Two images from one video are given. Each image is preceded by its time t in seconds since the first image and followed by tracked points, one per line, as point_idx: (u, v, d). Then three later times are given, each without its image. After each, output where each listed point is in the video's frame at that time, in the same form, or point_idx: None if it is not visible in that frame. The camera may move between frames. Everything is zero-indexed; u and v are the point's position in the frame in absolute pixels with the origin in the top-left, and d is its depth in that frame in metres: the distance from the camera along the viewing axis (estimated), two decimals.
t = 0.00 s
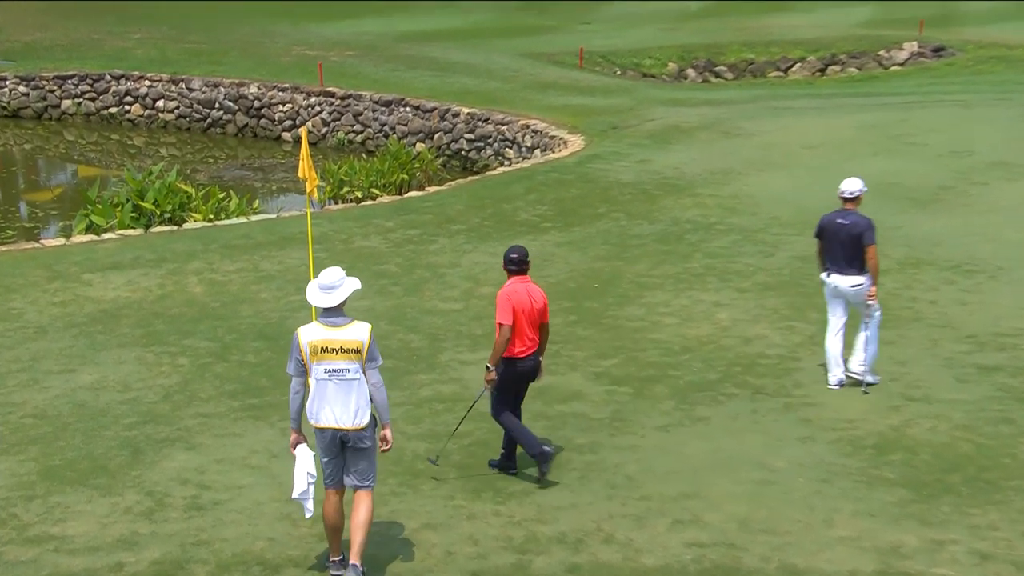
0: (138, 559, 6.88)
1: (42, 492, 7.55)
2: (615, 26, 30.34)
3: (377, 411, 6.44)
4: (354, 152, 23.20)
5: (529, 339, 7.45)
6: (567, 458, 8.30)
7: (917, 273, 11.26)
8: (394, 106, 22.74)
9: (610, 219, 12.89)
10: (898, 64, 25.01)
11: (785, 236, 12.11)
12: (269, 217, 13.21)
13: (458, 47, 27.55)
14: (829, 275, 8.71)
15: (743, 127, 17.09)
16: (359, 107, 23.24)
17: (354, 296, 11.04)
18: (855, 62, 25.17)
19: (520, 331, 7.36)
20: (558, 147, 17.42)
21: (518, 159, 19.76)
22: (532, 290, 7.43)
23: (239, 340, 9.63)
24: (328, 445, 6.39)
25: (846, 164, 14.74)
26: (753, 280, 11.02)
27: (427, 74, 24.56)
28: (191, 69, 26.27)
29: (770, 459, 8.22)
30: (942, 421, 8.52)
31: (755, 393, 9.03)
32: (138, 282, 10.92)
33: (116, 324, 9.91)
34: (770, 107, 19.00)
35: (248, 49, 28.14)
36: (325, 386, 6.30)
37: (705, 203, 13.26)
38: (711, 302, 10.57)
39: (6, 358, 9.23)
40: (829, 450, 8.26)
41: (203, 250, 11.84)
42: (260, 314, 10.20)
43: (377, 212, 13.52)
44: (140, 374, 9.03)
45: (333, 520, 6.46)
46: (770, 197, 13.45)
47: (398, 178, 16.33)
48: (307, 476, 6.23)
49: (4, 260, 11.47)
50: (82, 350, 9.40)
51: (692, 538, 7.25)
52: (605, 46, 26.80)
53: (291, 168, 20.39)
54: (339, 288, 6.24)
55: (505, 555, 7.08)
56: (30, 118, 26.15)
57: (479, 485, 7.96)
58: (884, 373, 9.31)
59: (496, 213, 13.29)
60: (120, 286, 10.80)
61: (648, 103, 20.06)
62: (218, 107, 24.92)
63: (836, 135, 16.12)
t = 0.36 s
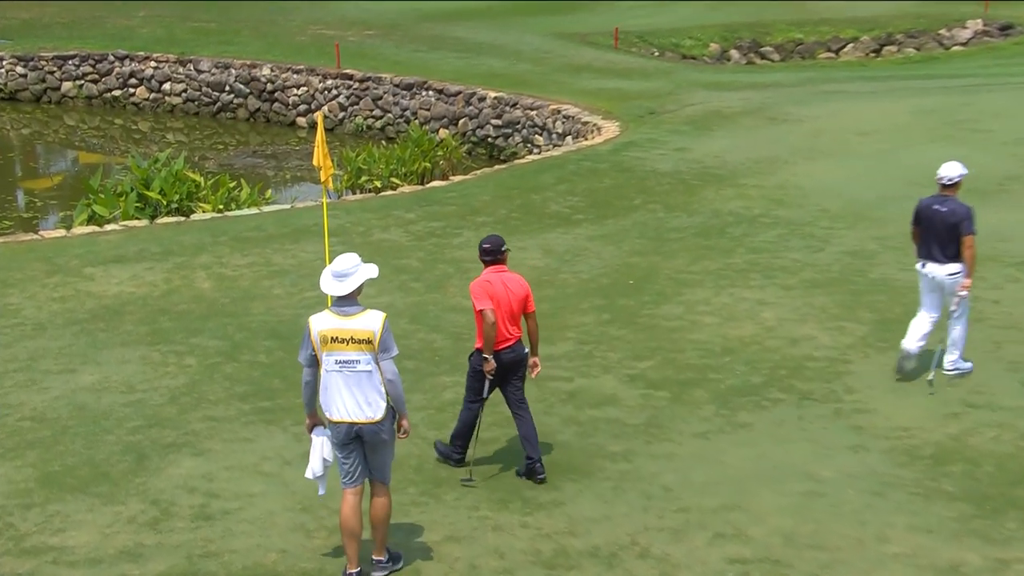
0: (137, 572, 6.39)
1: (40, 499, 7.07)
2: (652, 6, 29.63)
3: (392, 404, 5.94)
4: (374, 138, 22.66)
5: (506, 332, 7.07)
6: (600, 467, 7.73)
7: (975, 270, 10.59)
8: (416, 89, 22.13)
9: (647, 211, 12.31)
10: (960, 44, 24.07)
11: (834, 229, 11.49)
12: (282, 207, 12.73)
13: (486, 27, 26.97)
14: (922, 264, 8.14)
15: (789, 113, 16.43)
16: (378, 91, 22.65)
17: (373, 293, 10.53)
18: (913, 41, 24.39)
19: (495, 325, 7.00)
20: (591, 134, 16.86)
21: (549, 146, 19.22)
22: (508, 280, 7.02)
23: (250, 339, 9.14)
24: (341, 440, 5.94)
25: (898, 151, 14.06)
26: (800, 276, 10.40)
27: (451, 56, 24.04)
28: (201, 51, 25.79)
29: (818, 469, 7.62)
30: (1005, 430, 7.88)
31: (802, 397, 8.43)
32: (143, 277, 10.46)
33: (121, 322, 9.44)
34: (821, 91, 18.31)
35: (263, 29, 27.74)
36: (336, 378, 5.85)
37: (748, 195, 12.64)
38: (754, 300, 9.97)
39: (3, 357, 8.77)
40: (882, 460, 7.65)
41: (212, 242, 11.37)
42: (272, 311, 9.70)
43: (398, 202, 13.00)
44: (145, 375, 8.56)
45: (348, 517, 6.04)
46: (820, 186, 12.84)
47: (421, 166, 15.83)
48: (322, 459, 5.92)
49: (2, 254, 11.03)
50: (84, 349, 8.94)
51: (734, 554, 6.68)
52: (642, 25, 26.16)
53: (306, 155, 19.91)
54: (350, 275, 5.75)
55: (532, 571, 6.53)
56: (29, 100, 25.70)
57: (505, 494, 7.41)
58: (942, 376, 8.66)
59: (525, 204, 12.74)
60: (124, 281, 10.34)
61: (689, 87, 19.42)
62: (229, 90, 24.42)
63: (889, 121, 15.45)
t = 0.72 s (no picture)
0: None
1: (43, 507, 6.71)
2: None
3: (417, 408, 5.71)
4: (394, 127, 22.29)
5: (487, 317, 6.90)
6: (633, 475, 7.28)
7: None
8: (439, 76, 21.71)
9: (683, 204, 11.84)
10: (1022, 27, 24.14)
11: (881, 225, 10.98)
12: (297, 200, 12.37)
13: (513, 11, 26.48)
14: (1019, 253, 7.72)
15: (836, 100, 15.88)
16: (399, 78, 22.26)
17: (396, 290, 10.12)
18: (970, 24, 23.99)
19: (471, 310, 6.87)
20: (626, 122, 16.43)
21: (580, 136, 18.83)
22: (487, 263, 6.86)
23: (265, 338, 8.76)
24: (361, 440, 5.64)
25: (948, 141, 13.51)
26: (846, 275, 9.90)
27: (477, 41, 23.62)
28: (212, 34, 25.44)
29: (866, 479, 7.13)
30: None
31: (849, 403, 7.94)
32: (153, 273, 10.10)
33: (129, 320, 9.09)
34: (871, 77, 17.72)
35: (280, 13, 27.41)
36: (365, 375, 5.57)
37: (791, 187, 12.15)
38: (796, 300, 9.48)
39: (4, 357, 8.43)
40: (935, 470, 7.16)
41: (225, 236, 11.00)
42: (288, 309, 9.31)
43: (421, 195, 12.60)
44: (154, 376, 8.19)
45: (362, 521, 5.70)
46: (867, 178, 12.33)
47: (444, 156, 15.46)
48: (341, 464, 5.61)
49: (3, 247, 10.72)
50: (90, 349, 8.59)
51: (776, 570, 6.22)
52: (677, 10, 25.56)
53: (323, 145, 19.57)
54: (393, 270, 5.53)
55: None
56: (31, 86, 25.49)
57: (533, 504, 6.98)
58: (999, 379, 8.14)
59: (555, 197, 12.30)
60: (132, 276, 9.99)
61: (730, 74, 18.91)
62: (241, 75, 24.08)
63: (941, 110, 14.87)
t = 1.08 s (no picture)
0: None
1: (42, 518, 6.33)
2: None
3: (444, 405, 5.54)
4: (414, 116, 21.90)
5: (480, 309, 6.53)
6: (667, 486, 6.83)
7: None
8: (461, 62, 21.30)
9: (721, 199, 11.36)
10: None
11: (933, 220, 10.48)
12: (311, 193, 11.98)
13: None
14: None
15: (885, 88, 15.35)
16: (417, 64, 21.88)
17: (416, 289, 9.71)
18: None
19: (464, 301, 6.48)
20: (661, 111, 15.96)
21: (611, 126, 18.44)
22: (482, 254, 6.51)
23: (277, 340, 8.37)
24: (385, 434, 5.46)
25: (1001, 133, 12.94)
26: (895, 274, 9.40)
27: (501, 25, 23.20)
28: (221, 18, 25.01)
29: (918, 493, 6.65)
30: None
31: (899, 412, 7.45)
32: (159, 270, 9.72)
33: (135, 320, 8.72)
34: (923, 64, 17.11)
35: None
36: (395, 366, 5.39)
37: (836, 181, 11.65)
38: (841, 301, 8.99)
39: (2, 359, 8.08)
40: (992, 484, 6.66)
41: (235, 232, 10.62)
42: (302, 309, 8.91)
43: (444, 188, 12.18)
44: (160, 379, 7.81)
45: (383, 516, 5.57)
46: (917, 172, 11.80)
47: (467, 147, 15.08)
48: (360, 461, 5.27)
49: (1, 243, 10.37)
50: (92, 351, 8.22)
51: None
52: None
53: (338, 136, 19.18)
54: (433, 262, 5.42)
55: None
56: (31, 71, 25.09)
57: (561, 516, 6.54)
58: None
59: (586, 191, 11.85)
60: (137, 274, 9.62)
61: (773, 59, 18.38)
62: (252, 61, 23.64)
63: (994, 99, 14.28)
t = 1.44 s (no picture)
0: None
1: (40, 530, 5.96)
2: None
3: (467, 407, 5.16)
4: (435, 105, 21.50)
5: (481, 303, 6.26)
6: (703, 500, 6.38)
7: None
8: (484, 49, 20.88)
9: (760, 195, 10.90)
10: None
11: (990, 217, 9.98)
12: (325, 187, 11.61)
13: None
14: None
15: (939, 75, 14.83)
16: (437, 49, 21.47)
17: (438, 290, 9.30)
18: None
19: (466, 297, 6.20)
20: (699, 99, 15.47)
21: (644, 115, 18.04)
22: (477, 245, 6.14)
23: (289, 343, 7.98)
24: (405, 440, 5.10)
25: None
26: (948, 275, 8.91)
27: (527, 12, 22.79)
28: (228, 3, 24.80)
29: (974, 508, 6.17)
30: None
31: (952, 422, 6.97)
32: (165, 269, 9.36)
33: (139, 322, 8.36)
34: (977, 51, 16.51)
35: None
36: (411, 369, 5.03)
37: (885, 175, 11.16)
38: (889, 304, 8.51)
39: None
40: None
41: (245, 228, 10.27)
42: (316, 309, 8.53)
43: (467, 181, 11.77)
44: (165, 385, 7.44)
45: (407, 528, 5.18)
46: (972, 166, 11.28)
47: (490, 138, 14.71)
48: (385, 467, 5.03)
49: None
50: (92, 354, 7.86)
51: None
52: None
53: (352, 126, 18.85)
54: (445, 255, 5.02)
55: None
56: (29, 56, 25.11)
57: (590, 531, 6.12)
58: None
59: (617, 186, 11.41)
60: (141, 273, 9.26)
61: (819, 45, 17.84)
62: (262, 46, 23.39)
63: None
